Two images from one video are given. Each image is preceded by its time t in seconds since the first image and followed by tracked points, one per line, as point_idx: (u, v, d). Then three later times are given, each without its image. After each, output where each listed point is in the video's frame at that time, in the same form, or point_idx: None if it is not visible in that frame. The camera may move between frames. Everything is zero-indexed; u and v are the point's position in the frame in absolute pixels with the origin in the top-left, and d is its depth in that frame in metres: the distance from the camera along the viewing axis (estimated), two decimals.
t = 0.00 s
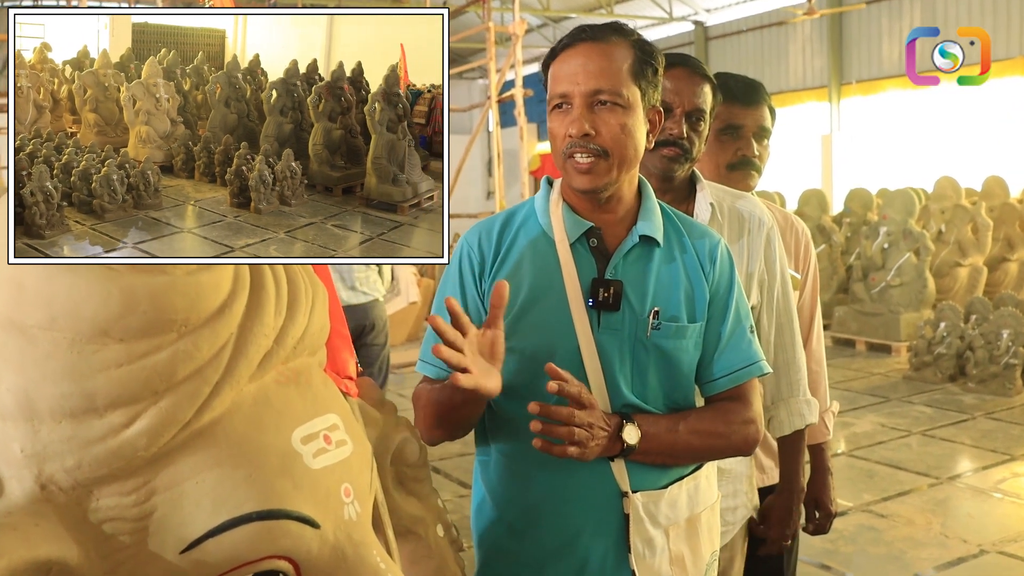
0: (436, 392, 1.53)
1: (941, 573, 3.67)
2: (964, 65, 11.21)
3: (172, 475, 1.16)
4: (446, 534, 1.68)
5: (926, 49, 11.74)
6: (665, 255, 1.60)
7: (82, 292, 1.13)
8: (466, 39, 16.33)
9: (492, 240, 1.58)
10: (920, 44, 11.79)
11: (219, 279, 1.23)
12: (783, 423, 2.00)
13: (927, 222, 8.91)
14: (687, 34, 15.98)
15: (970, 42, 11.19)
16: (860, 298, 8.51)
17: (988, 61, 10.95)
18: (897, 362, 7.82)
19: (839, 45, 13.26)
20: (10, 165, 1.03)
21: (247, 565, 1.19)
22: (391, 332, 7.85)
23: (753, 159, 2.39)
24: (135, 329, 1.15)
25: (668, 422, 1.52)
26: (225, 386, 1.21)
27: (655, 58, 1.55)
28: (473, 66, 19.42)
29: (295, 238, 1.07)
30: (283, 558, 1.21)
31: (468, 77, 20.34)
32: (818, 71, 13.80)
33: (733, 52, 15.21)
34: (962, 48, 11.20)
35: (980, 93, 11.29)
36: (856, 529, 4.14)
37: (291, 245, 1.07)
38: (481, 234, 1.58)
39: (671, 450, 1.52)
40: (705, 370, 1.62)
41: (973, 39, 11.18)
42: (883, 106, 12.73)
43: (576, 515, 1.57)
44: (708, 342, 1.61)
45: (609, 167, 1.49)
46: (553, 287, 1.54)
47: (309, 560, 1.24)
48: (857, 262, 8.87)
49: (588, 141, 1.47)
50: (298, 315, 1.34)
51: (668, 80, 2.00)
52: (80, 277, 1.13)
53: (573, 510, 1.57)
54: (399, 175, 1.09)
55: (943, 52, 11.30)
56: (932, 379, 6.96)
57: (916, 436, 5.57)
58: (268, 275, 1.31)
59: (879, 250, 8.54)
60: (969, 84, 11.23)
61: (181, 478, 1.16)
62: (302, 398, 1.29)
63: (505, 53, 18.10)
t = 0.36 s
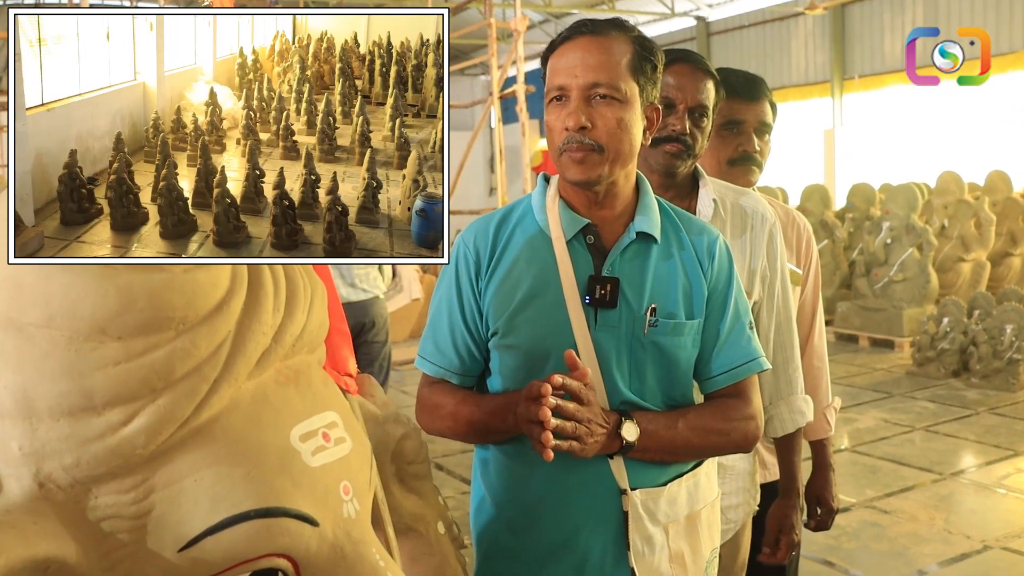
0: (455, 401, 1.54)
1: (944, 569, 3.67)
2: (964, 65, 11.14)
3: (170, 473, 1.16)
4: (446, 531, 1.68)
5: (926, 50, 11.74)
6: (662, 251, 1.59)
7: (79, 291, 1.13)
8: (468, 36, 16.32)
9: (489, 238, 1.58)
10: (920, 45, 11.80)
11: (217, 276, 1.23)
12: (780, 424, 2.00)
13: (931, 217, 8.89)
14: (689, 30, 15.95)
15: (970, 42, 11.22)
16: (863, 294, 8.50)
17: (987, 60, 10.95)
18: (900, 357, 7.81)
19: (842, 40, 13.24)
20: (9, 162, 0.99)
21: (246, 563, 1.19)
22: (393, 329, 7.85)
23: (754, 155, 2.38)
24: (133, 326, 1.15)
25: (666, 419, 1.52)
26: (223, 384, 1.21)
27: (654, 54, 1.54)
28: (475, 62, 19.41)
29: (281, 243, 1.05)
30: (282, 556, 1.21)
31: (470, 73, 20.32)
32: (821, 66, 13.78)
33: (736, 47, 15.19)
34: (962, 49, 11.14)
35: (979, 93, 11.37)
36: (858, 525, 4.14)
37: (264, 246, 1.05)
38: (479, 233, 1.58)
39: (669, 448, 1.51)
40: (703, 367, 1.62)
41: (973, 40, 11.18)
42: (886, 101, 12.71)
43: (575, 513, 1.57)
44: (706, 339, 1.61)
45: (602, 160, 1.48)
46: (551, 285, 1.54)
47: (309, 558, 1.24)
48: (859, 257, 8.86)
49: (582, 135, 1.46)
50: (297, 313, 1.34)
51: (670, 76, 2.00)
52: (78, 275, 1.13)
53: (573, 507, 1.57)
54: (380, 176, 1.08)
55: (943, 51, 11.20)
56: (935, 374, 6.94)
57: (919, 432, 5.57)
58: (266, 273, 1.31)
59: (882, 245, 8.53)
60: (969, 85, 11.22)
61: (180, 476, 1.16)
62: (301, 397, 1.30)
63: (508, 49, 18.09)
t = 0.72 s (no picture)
0: (458, 406, 1.54)
1: (951, 570, 3.66)
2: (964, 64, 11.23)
3: (174, 478, 1.17)
4: (451, 534, 1.69)
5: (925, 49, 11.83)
6: (665, 255, 1.59)
7: (83, 297, 1.13)
8: (471, 37, 16.30)
9: (491, 243, 1.57)
10: (920, 44, 11.87)
11: (220, 282, 1.23)
12: (781, 426, 1.99)
13: (935, 217, 8.87)
14: (691, 31, 15.94)
15: (970, 42, 11.23)
16: (867, 295, 8.48)
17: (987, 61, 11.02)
18: (904, 358, 7.79)
19: (845, 41, 13.23)
20: (9, 166, 1.04)
21: (251, 569, 1.19)
22: (397, 332, 7.83)
23: (756, 157, 2.38)
24: (137, 332, 1.15)
25: (669, 423, 1.52)
26: (226, 390, 1.21)
27: (656, 58, 1.54)
28: (478, 64, 19.41)
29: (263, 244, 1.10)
30: (286, 562, 1.21)
31: (473, 75, 20.32)
32: (824, 66, 13.77)
33: (740, 48, 15.18)
34: (962, 48, 11.25)
35: (980, 93, 11.40)
36: (864, 526, 4.13)
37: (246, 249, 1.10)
38: (481, 237, 1.57)
39: (671, 452, 1.51)
40: (706, 371, 1.62)
41: (973, 39, 11.20)
42: (889, 102, 12.70)
43: (578, 517, 1.57)
44: (709, 343, 1.61)
45: (609, 165, 1.49)
46: (553, 289, 1.54)
47: (313, 563, 1.24)
48: (863, 258, 8.85)
49: (588, 139, 1.47)
50: (300, 318, 1.34)
51: (672, 79, 1.99)
52: (81, 281, 1.13)
53: (575, 511, 1.57)
54: (362, 177, 1.13)
55: (943, 51, 11.32)
56: (940, 375, 6.92)
57: (925, 433, 5.55)
58: (269, 278, 1.32)
59: (886, 246, 8.53)
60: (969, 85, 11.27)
61: (183, 482, 1.17)
62: (304, 401, 1.30)
63: (510, 51, 18.09)
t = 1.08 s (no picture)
0: (461, 407, 1.54)
1: (956, 571, 3.65)
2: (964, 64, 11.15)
3: (177, 479, 1.17)
4: (454, 536, 1.68)
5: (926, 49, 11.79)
6: (668, 256, 1.59)
7: (85, 299, 1.13)
8: (474, 38, 16.31)
9: (494, 244, 1.57)
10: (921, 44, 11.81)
11: (222, 284, 1.23)
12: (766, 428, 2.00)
13: (939, 217, 8.85)
14: (695, 31, 15.91)
15: (970, 42, 11.21)
16: (872, 294, 8.46)
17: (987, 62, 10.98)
18: (909, 358, 7.77)
19: (849, 41, 13.21)
20: (9, 169, 1.04)
21: (253, 571, 1.19)
22: (401, 332, 7.83)
23: (760, 157, 2.37)
24: (139, 334, 1.15)
25: (673, 424, 1.51)
26: (228, 392, 1.21)
27: (657, 57, 1.54)
28: (481, 65, 19.40)
29: (244, 245, 1.11)
30: (288, 563, 1.21)
31: (477, 76, 20.33)
32: (828, 66, 13.74)
33: (744, 49, 15.17)
34: (962, 48, 11.15)
35: (980, 93, 11.39)
36: (868, 527, 4.12)
37: (226, 249, 1.11)
38: (484, 238, 1.57)
39: (675, 453, 1.51)
40: (710, 371, 1.62)
41: (973, 39, 11.18)
42: (893, 102, 12.68)
43: (582, 518, 1.56)
44: (713, 343, 1.60)
45: (609, 163, 1.48)
46: (557, 289, 1.54)
47: (315, 565, 1.24)
48: (868, 258, 8.83)
49: (588, 140, 1.46)
50: (302, 320, 1.34)
51: (676, 79, 1.99)
52: (83, 283, 1.13)
53: (580, 512, 1.56)
54: (342, 178, 1.14)
55: (943, 51, 11.19)
56: (945, 375, 6.89)
57: (930, 433, 5.54)
58: (272, 280, 1.32)
59: (890, 246, 8.52)
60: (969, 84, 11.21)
61: (185, 484, 1.17)
62: (306, 402, 1.30)
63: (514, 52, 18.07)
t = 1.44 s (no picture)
0: (458, 404, 1.52)
1: (960, 572, 3.64)
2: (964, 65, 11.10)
3: (179, 482, 1.17)
4: (458, 538, 1.68)
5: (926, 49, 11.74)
6: (671, 257, 1.58)
7: (86, 302, 1.13)
8: (476, 40, 16.31)
9: (496, 245, 1.57)
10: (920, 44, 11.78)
11: (223, 286, 1.23)
12: (777, 431, 1.98)
13: (942, 217, 8.83)
14: (698, 32, 15.91)
15: (970, 42, 11.20)
16: (875, 295, 8.45)
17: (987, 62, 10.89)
18: (912, 358, 7.76)
19: (851, 41, 13.19)
20: (9, 171, 1.06)
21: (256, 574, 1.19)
22: (404, 334, 7.83)
23: (763, 157, 2.37)
24: (140, 337, 1.15)
25: (678, 426, 1.51)
26: (230, 394, 1.21)
27: (659, 61, 1.53)
28: (484, 67, 19.43)
29: (224, 245, 1.11)
30: (291, 566, 1.21)
31: (479, 77, 20.32)
32: (831, 67, 13.73)
33: (746, 49, 15.15)
34: (962, 48, 11.12)
35: (980, 93, 11.39)
36: (873, 527, 4.11)
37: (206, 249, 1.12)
38: (486, 240, 1.57)
39: (680, 454, 1.50)
40: (714, 371, 1.61)
41: (973, 39, 11.17)
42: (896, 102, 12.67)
43: (586, 519, 1.56)
44: (716, 344, 1.60)
45: (611, 171, 1.48)
46: (560, 291, 1.54)
47: (318, 568, 1.24)
48: (871, 258, 8.81)
49: (591, 149, 1.46)
50: (304, 321, 1.34)
51: (676, 80, 1.98)
52: (84, 286, 1.13)
53: (584, 514, 1.56)
54: (321, 178, 1.15)
55: (943, 52, 11.15)
56: (949, 375, 6.88)
57: (933, 433, 5.52)
58: (273, 282, 1.32)
59: (893, 246, 8.50)
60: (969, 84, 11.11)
61: (187, 486, 1.17)
62: (307, 403, 1.30)
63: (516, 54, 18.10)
